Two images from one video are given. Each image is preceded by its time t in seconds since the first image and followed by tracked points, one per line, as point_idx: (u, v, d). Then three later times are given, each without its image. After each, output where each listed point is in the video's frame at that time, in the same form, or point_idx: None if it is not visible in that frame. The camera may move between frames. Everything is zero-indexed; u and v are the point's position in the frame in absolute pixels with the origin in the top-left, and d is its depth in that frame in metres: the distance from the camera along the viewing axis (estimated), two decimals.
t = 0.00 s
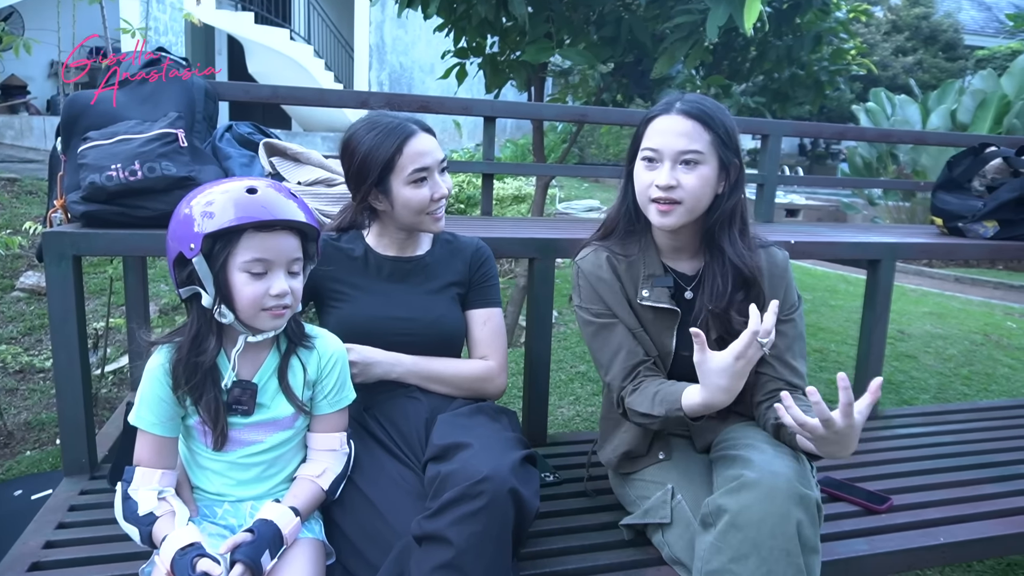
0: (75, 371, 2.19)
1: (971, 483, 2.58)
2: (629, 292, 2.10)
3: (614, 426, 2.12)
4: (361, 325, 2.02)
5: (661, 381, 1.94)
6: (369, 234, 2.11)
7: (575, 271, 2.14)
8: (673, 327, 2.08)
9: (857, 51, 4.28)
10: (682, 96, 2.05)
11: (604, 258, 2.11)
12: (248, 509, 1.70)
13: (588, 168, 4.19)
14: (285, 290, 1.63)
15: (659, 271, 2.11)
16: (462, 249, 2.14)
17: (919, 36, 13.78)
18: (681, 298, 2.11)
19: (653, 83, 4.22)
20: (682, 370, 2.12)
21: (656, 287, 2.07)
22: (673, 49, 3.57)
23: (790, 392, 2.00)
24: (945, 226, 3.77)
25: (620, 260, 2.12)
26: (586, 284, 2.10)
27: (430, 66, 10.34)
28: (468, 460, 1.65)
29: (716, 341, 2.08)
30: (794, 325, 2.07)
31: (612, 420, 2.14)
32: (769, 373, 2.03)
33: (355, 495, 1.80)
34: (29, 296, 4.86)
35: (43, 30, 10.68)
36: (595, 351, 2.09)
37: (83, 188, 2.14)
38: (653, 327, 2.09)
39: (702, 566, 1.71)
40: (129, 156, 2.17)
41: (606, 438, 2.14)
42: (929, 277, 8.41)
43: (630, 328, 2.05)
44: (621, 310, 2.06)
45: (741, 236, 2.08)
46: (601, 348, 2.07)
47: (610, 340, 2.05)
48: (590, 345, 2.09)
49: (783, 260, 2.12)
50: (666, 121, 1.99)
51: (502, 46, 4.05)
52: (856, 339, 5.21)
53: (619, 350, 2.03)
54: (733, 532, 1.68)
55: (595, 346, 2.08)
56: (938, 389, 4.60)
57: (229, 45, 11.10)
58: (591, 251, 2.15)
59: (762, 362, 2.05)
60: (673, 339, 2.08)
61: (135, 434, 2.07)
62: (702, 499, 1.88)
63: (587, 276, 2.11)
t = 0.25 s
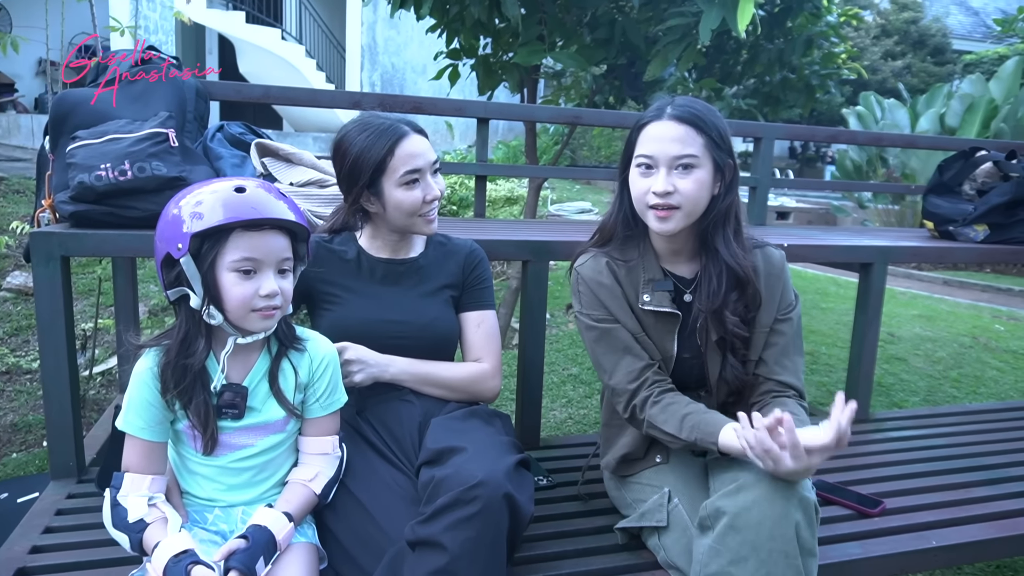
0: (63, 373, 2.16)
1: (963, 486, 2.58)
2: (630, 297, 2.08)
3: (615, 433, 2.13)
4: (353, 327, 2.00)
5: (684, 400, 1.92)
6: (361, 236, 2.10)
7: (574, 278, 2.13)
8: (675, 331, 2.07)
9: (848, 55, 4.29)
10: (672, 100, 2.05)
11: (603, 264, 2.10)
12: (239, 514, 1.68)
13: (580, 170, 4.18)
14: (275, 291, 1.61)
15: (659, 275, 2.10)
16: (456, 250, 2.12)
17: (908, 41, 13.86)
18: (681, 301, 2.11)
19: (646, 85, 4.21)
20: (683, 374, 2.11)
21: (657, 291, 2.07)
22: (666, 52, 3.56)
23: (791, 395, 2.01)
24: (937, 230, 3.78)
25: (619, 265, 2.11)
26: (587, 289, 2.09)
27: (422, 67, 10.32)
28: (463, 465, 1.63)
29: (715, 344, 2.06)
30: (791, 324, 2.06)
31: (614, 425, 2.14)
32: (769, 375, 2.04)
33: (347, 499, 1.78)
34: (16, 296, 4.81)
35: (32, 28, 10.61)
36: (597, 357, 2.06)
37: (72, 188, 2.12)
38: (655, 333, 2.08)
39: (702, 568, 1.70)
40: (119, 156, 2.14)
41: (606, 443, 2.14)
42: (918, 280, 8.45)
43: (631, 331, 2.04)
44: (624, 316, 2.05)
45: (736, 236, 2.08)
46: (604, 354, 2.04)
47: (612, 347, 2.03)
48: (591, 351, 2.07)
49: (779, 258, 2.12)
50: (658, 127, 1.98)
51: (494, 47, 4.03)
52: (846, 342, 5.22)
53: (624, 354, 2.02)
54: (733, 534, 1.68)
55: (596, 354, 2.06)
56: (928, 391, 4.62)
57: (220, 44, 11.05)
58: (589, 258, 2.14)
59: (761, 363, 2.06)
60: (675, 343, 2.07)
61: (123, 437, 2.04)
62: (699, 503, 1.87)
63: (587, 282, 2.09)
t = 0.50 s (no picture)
0: (50, 391, 2.12)
1: (957, 494, 2.58)
2: (633, 304, 2.08)
3: (616, 441, 2.12)
4: (346, 342, 1.98)
5: (697, 409, 1.91)
6: (354, 250, 2.08)
7: (578, 285, 2.12)
8: (678, 338, 2.07)
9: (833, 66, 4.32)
10: (671, 110, 2.04)
11: (606, 271, 2.10)
12: (232, 533, 1.65)
13: (570, 181, 4.18)
14: (265, 310, 1.59)
15: (661, 282, 2.09)
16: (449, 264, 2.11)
17: (890, 52, 14.02)
18: (681, 310, 2.09)
19: (634, 96, 4.22)
20: (686, 382, 2.12)
21: (661, 298, 2.06)
22: (654, 63, 3.56)
23: (793, 405, 2.00)
24: (925, 239, 3.80)
25: (622, 271, 2.11)
26: (590, 296, 2.08)
27: (410, 78, 10.33)
28: (460, 480, 1.62)
29: (716, 352, 2.06)
30: (791, 331, 2.06)
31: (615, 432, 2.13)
32: (770, 383, 2.03)
33: (343, 516, 1.76)
34: None
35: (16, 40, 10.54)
36: (600, 365, 2.05)
37: (59, 202, 2.08)
38: (659, 339, 2.07)
39: None
40: (107, 170, 2.12)
41: (607, 452, 2.13)
42: (905, 288, 8.51)
43: (635, 336, 2.04)
44: (628, 321, 2.05)
45: (733, 246, 2.06)
46: (609, 359, 2.04)
47: (618, 351, 2.03)
48: (594, 358, 2.07)
49: (778, 268, 2.11)
50: (654, 136, 1.99)
51: (483, 59, 4.03)
52: (836, 351, 5.24)
53: (631, 359, 2.01)
54: (737, 545, 1.68)
55: (600, 359, 2.05)
56: (918, 399, 4.64)
57: (206, 57, 11.01)
58: (592, 266, 2.14)
59: (761, 371, 2.05)
60: (678, 351, 2.07)
61: (112, 456, 2.01)
62: (699, 516, 1.86)
63: (590, 289, 2.09)
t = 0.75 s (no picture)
0: (64, 403, 2.13)
1: (970, 505, 2.57)
2: (657, 306, 2.08)
3: (630, 447, 2.12)
4: (360, 354, 1.98)
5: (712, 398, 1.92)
6: (366, 261, 2.08)
7: (603, 285, 2.12)
8: (699, 345, 2.07)
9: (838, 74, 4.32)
10: (700, 122, 2.05)
11: (632, 273, 2.10)
12: (246, 546, 1.65)
13: (577, 191, 4.18)
14: (281, 327, 1.60)
15: (685, 288, 2.10)
16: (461, 276, 2.12)
17: (893, 59, 14.03)
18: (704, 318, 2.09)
19: (640, 106, 4.22)
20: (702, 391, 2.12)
21: (684, 304, 2.07)
22: (660, 73, 3.56)
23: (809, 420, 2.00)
24: (934, 247, 3.79)
25: (648, 273, 2.11)
26: (614, 296, 2.08)
27: (415, 88, 10.37)
28: (476, 493, 1.65)
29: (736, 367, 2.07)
30: (813, 349, 2.06)
31: (630, 438, 2.13)
32: (789, 399, 2.04)
33: (356, 529, 1.76)
34: (9, 323, 4.76)
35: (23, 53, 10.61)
36: (619, 365, 2.04)
37: (73, 217, 2.10)
38: (679, 346, 2.07)
39: None
40: (121, 184, 2.13)
41: (620, 458, 2.14)
42: (911, 295, 8.49)
43: (657, 339, 2.03)
44: (651, 322, 2.04)
45: (753, 265, 2.05)
46: (629, 358, 2.02)
47: (639, 351, 2.01)
48: (613, 357, 2.06)
49: (803, 287, 2.11)
50: (673, 143, 2.02)
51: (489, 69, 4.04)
52: (844, 359, 5.22)
53: (649, 362, 2.00)
54: (753, 558, 1.68)
55: (619, 356, 2.04)
56: (927, 408, 4.62)
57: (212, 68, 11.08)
58: (618, 266, 2.14)
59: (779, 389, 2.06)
60: (697, 358, 2.07)
61: (126, 469, 2.01)
62: (715, 528, 1.85)
63: (615, 289, 2.09)
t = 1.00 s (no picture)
0: (86, 409, 2.16)
1: (988, 514, 2.56)
2: (690, 303, 2.10)
3: (661, 448, 2.09)
4: (377, 361, 2.00)
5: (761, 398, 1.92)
6: (383, 269, 2.11)
7: (637, 282, 2.14)
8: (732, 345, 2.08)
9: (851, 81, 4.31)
10: (720, 130, 2.06)
11: (666, 271, 2.13)
12: (266, 551, 1.68)
13: (589, 199, 4.20)
14: (303, 332, 1.62)
15: (717, 291, 2.13)
16: (478, 284, 2.13)
17: (906, 65, 13.97)
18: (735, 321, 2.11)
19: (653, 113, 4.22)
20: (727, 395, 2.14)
21: (716, 304, 2.09)
22: (673, 81, 3.57)
23: (834, 426, 2.00)
24: (950, 254, 3.78)
25: (681, 274, 2.13)
26: (649, 293, 2.10)
27: (427, 97, 10.43)
28: (493, 499, 1.67)
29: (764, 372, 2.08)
30: (840, 357, 2.07)
31: (662, 440, 2.09)
32: (813, 406, 2.05)
33: (373, 534, 1.77)
34: (28, 331, 4.83)
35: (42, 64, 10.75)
36: (647, 359, 2.06)
37: (96, 226, 2.14)
38: (711, 346, 2.09)
39: None
40: (142, 194, 2.16)
41: (649, 460, 2.12)
42: (927, 303, 8.43)
43: (689, 331, 2.05)
44: (684, 315, 2.07)
45: (773, 270, 2.04)
46: (671, 343, 2.02)
47: (676, 339, 2.02)
48: (643, 349, 2.07)
49: (832, 297, 2.11)
50: (694, 152, 2.03)
51: (502, 78, 4.06)
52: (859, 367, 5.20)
53: (692, 348, 2.01)
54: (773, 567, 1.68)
55: (655, 343, 2.03)
56: (944, 416, 4.59)
57: (227, 78, 11.18)
58: (652, 265, 2.17)
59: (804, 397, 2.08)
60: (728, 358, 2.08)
61: (147, 474, 2.03)
62: (736, 535, 1.86)
63: (650, 287, 2.11)
